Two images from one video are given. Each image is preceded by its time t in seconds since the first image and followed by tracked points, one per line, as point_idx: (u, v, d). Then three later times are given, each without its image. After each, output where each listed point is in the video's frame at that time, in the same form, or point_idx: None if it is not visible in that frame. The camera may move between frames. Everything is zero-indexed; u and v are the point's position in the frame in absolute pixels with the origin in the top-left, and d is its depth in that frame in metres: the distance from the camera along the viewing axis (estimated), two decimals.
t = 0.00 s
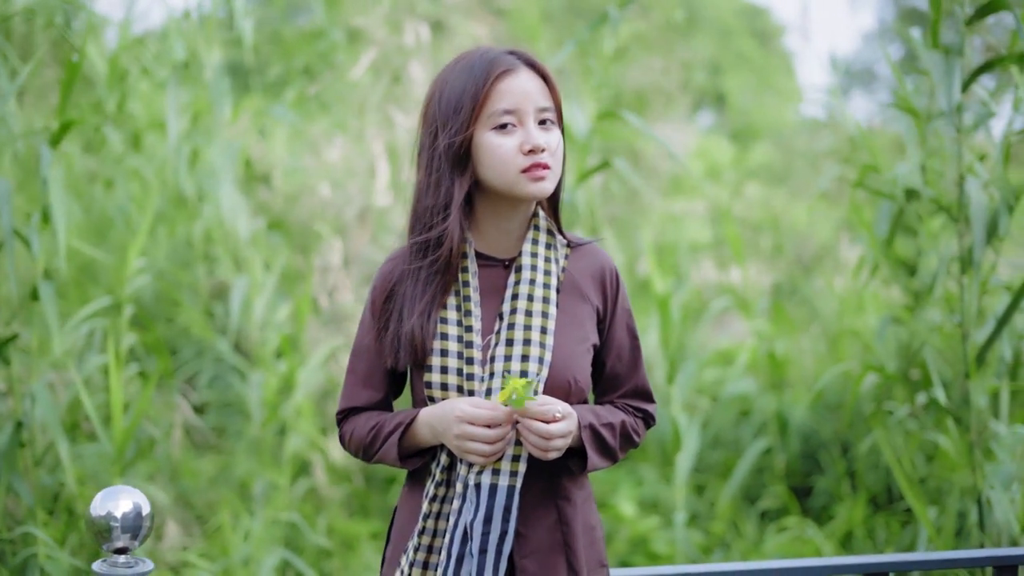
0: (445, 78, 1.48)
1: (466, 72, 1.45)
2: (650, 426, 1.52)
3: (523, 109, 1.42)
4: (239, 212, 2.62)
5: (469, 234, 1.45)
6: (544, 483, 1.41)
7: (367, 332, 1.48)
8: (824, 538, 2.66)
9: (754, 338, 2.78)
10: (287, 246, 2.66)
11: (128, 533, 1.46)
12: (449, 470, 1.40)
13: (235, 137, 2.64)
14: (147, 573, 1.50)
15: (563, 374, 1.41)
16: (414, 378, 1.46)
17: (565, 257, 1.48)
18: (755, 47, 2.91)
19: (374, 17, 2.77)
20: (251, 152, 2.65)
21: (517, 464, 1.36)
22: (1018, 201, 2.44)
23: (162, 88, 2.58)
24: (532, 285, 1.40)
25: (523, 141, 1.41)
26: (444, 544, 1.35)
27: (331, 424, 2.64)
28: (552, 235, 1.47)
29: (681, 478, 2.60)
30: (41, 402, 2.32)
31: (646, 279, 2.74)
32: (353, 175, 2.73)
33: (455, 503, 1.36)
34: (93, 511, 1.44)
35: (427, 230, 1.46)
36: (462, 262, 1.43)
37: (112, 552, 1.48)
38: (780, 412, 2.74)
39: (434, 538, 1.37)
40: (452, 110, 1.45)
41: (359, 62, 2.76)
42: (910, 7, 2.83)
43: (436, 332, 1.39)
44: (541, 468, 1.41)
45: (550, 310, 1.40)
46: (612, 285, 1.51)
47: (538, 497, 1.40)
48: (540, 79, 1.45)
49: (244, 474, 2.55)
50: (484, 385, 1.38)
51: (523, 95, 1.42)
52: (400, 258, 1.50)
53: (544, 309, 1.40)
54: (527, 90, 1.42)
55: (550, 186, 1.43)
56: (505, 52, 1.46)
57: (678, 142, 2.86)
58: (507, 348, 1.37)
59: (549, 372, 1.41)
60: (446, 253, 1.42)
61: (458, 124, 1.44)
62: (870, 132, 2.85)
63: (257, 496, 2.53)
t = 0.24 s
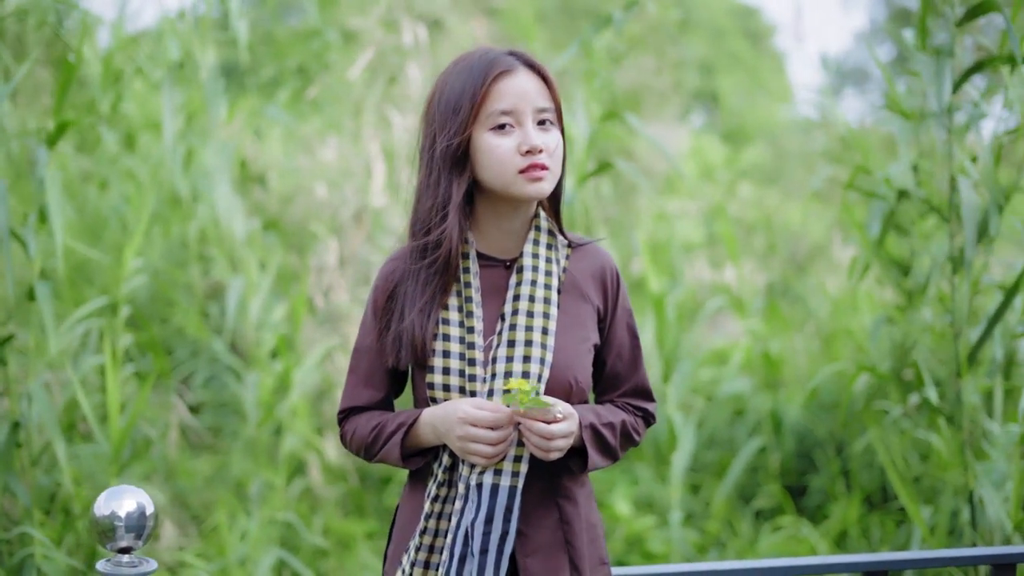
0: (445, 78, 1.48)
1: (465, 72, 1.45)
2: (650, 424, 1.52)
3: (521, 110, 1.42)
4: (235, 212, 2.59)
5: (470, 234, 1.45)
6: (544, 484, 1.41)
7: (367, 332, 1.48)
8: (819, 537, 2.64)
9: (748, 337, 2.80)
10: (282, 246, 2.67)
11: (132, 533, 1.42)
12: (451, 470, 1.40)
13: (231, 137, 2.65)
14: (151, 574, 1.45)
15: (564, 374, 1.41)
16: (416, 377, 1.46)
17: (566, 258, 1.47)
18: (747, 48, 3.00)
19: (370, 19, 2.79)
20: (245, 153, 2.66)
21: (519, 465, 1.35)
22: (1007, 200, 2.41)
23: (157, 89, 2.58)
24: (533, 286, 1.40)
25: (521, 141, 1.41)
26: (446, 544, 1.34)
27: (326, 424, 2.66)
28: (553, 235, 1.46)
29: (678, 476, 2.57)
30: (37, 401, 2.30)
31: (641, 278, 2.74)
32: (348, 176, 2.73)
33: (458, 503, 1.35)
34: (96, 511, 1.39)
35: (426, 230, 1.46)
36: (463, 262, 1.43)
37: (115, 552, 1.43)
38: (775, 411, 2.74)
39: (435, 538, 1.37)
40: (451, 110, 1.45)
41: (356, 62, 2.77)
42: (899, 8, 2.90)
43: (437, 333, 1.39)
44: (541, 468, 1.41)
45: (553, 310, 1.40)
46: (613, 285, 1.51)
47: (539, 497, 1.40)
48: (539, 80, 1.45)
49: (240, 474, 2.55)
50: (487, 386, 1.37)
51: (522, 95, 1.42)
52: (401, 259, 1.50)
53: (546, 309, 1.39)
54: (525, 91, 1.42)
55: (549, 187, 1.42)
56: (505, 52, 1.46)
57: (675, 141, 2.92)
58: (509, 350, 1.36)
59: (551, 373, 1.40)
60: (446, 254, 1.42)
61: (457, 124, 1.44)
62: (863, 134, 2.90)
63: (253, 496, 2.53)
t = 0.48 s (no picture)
0: (442, 81, 1.52)
1: (462, 75, 1.50)
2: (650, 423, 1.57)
3: (516, 111, 1.46)
4: (230, 212, 2.62)
5: (471, 237, 1.49)
6: (544, 484, 1.46)
7: (369, 331, 1.52)
8: (813, 536, 2.69)
9: (743, 338, 2.79)
10: (276, 246, 2.67)
11: (134, 532, 1.47)
12: (451, 472, 1.45)
13: (225, 138, 2.64)
14: (153, 572, 1.50)
15: (564, 376, 1.45)
16: (416, 379, 1.50)
17: (567, 259, 1.52)
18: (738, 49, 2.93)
19: (366, 19, 2.78)
20: (240, 152, 2.65)
21: (521, 467, 1.40)
22: (996, 202, 2.54)
23: (153, 89, 2.59)
24: (534, 288, 1.45)
25: (516, 143, 1.45)
26: (449, 545, 1.39)
27: (321, 425, 2.65)
28: (553, 237, 1.51)
29: (673, 476, 2.62)
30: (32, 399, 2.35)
31: (635, 277, 2.74)
32: (343, 176, 2.73)
33: (459, 505, 1.40)
34: (98, 511, 1.45)
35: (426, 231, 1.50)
36: (464, 264, 1.47)
37: (117, 552, 1.49)
38: (768, 411, 2.75)
39: (436, 538, 1.42)
40: (448, 113, 1.49)
41: (351, 63, 2.76)
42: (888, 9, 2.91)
43: (438, 336, 1.44)
44: (541, 468, 1.46)
45: (552, 312, 1.45)
46: (613, 284, 1.55)
47: (539, 497, 1.45)
48: (534, 81, 1.49)
49: (235, 474, 2.55)
50: (487, 389, 1.42)
51: (517, 97, 1.46)
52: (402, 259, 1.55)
53: (546, 311, 1.44)
54: (520, 92, 1.46)
55: (545, 187, 1.46)
56: (500, 54, 1.50)
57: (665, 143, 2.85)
58: (509, 352, 1.41)
59: (551, 375, 1.45)
60: (445, 254, 1.46)
61: (455, 126, 1.48)
62: (850, 134, 2.89)
63: (248, 496, 2.54)
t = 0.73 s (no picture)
0: (442, 83, 1.55)
1: (460, 77, 1.52)
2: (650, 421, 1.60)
3: (513, 112, 1.48)
4: (226, 211, 2.63)
5: (473, 237, 1.52)
6: (546, 484, 1.49)
7: (372, 330, 1.55)
8: (809, 534, 2.73)
9: (738, 338, 2.80)
10: (272, 247, 2.67)
11: (136, 532, 1.51)
12: (454, 471, 1.48)
13: (221, 138, 2.64)
14: (155, 572, 1.55)
15: (566, 376, 1.48)
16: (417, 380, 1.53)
17: (568, 258, 1.54)
18: (732, 48, 2.90)
19: (363, 19, 2.75)
20: (235, 152, 2.65)
21: (523, 468, 1.44)
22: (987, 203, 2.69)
23: (148, 89, 2.59)
24: (536, 289, 1.48)
25: (514, 143, 1.47)
26: (452, 544, 1.43)
27: (318, 425, 2.64)
28: (555, 237, 1.54)
29: (669, 475, 2.65)
30: (30, 399, 2.37)
31: (632, 274, 2.74)
32: (340, 176, 2.72)
33: (462, 505, 1.43)
34: (102, 511, 1.49)
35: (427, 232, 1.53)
36: (465, 264, 1.50)
37: (120, 551, 1.53)
38: (764, 410, 2.77)
39: (439, 537, 1.45)
40: (447, 114, 1.52)
41: (348, 62, 2.74)
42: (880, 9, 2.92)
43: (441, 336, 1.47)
44: (544, 467, 1.49)
45: (553, 313, 1.48)
46: (614, 283, 1.58)
47: (541, 497, 1.49)
48: (532, 81, 1.51)
49: (231, 474, 2.56)
50: (490, 389, 1.45)
51: (514, 98, 1.48)
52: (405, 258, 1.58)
53: (547, 312, 1.47)
54: (518, 93, 1.49)
55: (544, 188, 1.49)
56: (499, 56, 1.52)
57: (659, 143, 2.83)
58: (511, 352, 1.44)
59: (553, 375, 1.48)
60: (445, 254, 1.49)
61: (454, 127, 1.51)
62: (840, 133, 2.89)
63: (244, 496, 2.55)
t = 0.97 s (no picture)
0: (444, 82, 1.54)
1: (461, 76, 1.51)
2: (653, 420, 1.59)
3: (513, 112, 1.47)
4: (222, 211, 2.63)
5: (475, 236, 1.52)
6: (550, 481, 1.47)
7: (375, 329, 1.54)
8: (804, 533, 2.72)
9: (733, 337, 2.81)
10: (267, 245, 2.68)
11: (140, 530, 1.48)
12: (458, 469, 1.47)
13: (217, 139, 2.65)
14: (159, 571, 1.52)
15: (569, 374, 1.47)
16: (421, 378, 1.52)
17: (571, 257, 1.53)
18: (723, 50, 2.93)
19: (359, 20, 2.77)
20: (231, 152, 2.66)
21: (527, 465, 1.42)
22: (977, 201, 2.58)
23: (144, 89, 2.60)
24: (539, 287, 1.47)
25: (513, 143, 1.46)
26: (456, 543, 1.41)
27: (313, 424, 2.65)
28: (557, 235, 1.53)
29: (664, 473, 2.64)
30: (25, 398, 2.36)
31: (627, 273, 2.74)
32: (335, 176, 2.73)
33: (466, 502, 1.42)
34: (104, 509, 1.46)
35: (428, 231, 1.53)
36: (468, 263, 1.50)
37: (124, 549, 1.50)
38: (759, 409, 2.78)
39: (443, 536, 1.43)
40: (447, 113, 1.51)
41: (345, 62, 2.75)
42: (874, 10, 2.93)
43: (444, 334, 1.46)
44: (547, 465, 1.47)
45: (557, 311, 1.46)
46: (617, 282, 1.57)
47: (545, 494, 1.46)
48: (533, 81, 1.50)
49: (227, 474, 2.56)
50: (493, 386, 1.44)
51: (514, 97, 1.47)
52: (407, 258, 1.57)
53: (550, 310, 1.46)
54: (518, 93, 1.48)
55: (544, 188, 1.47)
56: (500, 55, 1.51)
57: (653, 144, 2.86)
58: (515, 350, 1.43)
59: (556, 373, 1.46)
60: (445, 254, 1.48)
61: (454, 127, 1.50)
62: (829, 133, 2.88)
63: (240, 496, 2.55)
